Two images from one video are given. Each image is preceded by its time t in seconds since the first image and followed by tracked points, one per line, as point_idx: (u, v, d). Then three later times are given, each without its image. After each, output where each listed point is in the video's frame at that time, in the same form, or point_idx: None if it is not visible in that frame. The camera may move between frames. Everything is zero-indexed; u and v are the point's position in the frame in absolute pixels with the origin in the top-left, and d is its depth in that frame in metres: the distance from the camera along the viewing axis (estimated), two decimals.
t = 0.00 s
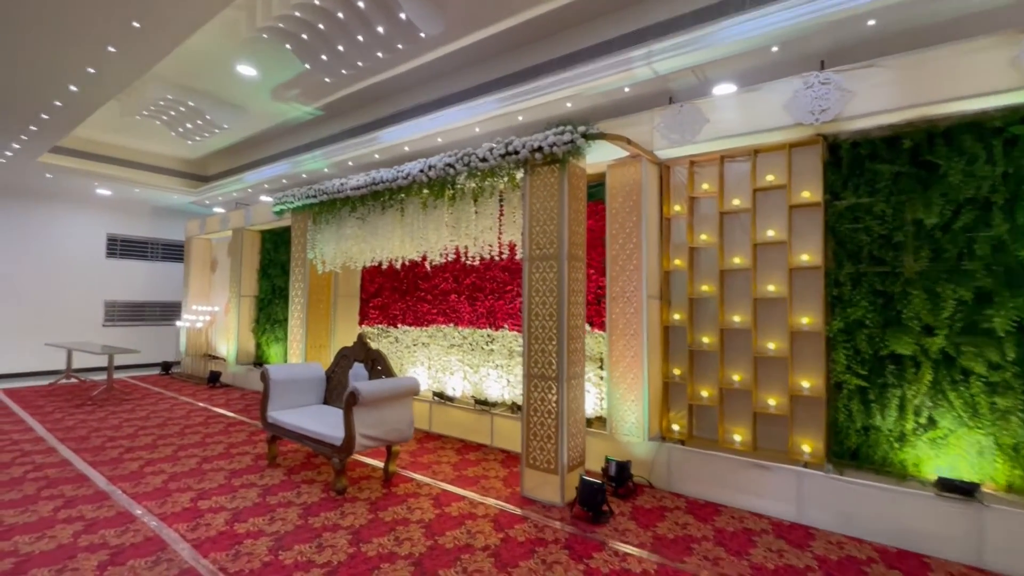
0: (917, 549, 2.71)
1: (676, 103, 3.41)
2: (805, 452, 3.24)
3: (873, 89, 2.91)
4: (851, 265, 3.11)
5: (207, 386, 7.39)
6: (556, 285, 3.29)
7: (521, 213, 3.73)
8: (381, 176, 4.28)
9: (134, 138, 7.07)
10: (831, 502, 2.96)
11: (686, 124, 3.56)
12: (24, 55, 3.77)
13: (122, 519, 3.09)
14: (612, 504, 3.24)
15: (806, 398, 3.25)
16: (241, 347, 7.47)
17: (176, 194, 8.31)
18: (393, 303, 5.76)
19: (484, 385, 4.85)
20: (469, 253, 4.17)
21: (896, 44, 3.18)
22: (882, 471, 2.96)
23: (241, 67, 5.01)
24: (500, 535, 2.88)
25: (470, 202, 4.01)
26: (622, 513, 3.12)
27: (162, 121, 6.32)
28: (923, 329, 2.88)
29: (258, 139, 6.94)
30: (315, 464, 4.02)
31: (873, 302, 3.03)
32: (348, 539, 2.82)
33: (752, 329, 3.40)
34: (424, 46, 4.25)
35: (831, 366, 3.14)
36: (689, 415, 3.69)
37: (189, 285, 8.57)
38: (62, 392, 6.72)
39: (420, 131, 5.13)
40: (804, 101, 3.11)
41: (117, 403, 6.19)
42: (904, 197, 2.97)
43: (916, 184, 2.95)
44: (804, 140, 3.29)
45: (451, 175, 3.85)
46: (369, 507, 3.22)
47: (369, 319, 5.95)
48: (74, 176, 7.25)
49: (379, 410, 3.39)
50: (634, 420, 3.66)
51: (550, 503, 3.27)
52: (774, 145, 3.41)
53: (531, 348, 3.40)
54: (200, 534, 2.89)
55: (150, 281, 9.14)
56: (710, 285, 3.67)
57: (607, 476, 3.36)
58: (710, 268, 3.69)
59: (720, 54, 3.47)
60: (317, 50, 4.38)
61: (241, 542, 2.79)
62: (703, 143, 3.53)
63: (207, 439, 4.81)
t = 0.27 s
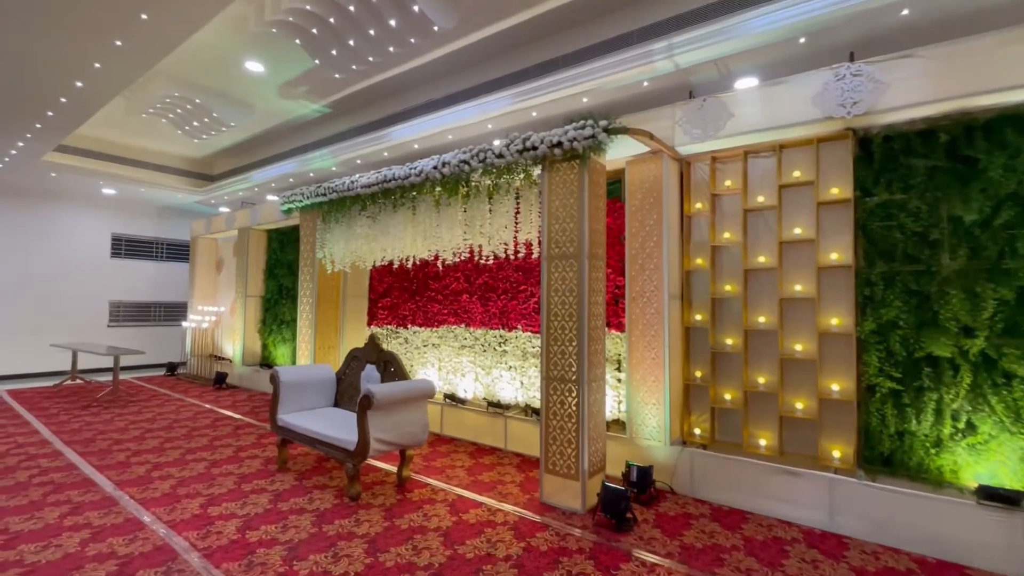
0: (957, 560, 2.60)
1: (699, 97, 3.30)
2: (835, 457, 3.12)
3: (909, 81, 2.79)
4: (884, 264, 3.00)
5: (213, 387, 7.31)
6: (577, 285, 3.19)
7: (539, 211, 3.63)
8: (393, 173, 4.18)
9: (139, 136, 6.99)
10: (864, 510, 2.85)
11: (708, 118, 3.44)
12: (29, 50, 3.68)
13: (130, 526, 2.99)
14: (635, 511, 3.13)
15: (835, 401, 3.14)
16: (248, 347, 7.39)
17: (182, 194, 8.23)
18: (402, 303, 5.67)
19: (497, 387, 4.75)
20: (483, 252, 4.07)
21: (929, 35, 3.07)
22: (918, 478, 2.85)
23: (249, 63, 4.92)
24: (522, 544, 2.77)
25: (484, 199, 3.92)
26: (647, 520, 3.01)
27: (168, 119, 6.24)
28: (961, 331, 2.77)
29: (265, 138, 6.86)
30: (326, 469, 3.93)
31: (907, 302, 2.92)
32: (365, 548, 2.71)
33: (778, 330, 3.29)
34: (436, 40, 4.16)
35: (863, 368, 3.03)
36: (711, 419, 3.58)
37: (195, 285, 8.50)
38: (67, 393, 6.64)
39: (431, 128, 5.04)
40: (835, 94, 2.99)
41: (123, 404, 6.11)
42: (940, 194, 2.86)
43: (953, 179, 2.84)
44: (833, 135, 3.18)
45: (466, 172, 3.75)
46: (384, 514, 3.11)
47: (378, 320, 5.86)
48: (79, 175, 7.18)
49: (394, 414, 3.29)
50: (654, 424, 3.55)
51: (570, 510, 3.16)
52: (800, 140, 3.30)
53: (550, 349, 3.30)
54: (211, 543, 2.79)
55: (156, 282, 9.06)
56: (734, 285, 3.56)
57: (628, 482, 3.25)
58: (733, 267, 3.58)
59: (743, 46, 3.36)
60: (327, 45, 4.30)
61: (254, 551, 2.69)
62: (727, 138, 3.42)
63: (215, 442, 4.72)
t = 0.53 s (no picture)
0: (997, 567, 2.51)
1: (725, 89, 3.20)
2: (864, 460, 3.04)
3: (946, 72, 2.70)
4: (916, 262, 2.91)
5: (216, 387, 7.20)
6: (599, 282, 3.10)
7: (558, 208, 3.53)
8: (406, 168, 4.08)
9: (142, 132, 6.88)
10: (897, 515, 2.77)
11: (733, 111, 3.35)
12: (32, 40, 3.57)
13: (140, 532, 2.88)
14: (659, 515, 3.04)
15: (864, 403, 3.06)
16: (252, 346, 7.29)
17: (184, 190, 8.12)
18: (411, 301, 5.57)
19: (509, 387, 4.66)
20: (498, 250, 3.98)
21: (962, 26, 2.99)
22: (952, 482, 2.77)
23: (257, 56, 4.82)
24: (547, 550, 2.67)
25: (500, 195, 3.82)
26: (672, 525, 2.93)
27: (171, 113, 6.13)
28: (999, 330, 2.68)
29: (269, 133, 6.74)
30: (337, 471, 3.83)
31: (941, 300, 2.84)
32: (385, 555, 2.62)
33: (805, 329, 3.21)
34: (450, 32, 4.07)
35: (894, 369, 2.95)
36: (734, 420, 3.50)
37: (197, 283, 8.39)
38: (68, 393, 6.53)
39: (441, 123, 4.94)
40: (867, 87, 2.91)
41: (126, 404, 6.00)
42: (976, 189, 2.77)
43: (989, 174, 2.75)
44: (863, 129, 3.10)
45: (481, 167, 3.66)
46: (402, 519, 3.01)
47: (385, 318, 5.76)
48: (80, 171, 7.06)
49: (410, 415, 3.20)
50: (676, 425, 3.47)
51: (592, 514, 3.07)
52: (828, 134, 3.22)
53: (570, 349, 3.21)
54: (225, 550, 2.69)
55: (157, 280, 8.94)
56: (757, 283, 3.48)
57: (651, 485, 3.17)
58: (756, 264, 3.50)
59: (770, 38, 3.27)
60: (338, 37, 4.20)
61: (270, 558, 2.59)
62: (752, 133, 3.33)
63: (222, 443, 4.62)
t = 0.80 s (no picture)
0: None
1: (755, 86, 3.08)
2: (897, 469, 2.96)
3: (989, 69, 2.61)
4: (954, 265, 2.83)
5: (222, 387, 7.11)
6: (625, 285, 3.01)
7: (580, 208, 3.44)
8: (421, 166, 3.98)
9: (147, 129, 6.79)
10: (934, 527, 2.68)
11: (761, 108, 3.25)
12: (41, 33, 3.47)
13: (153, 541, 2.78)
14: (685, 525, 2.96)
15: (898, 410, 2.98)
16: (258, 346, 7.20)
17: (189, 188, 8.03)
18: (422, 302, 5.48)
19: (524, 390, 4.57)
20: (516, 250, 3.89)
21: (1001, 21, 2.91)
22: (992, 493, 2.68)
23: (267, 52, 4.72)
24: (574, 562, 2.58)
25: (519, 194, 3.73)
26: (701, 536, 2.85)
27: (178, 110, 6.04)
28: None
29: (276, 130, 6.64)
30: (351, 476, 3.73)
31: (981, 305, 2.75)
32: (408, 567, 2.52)
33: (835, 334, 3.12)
34: (468, 27, 3.98)
35: (930, 376, 2.86)
36: (759, 426, 3.41)
37: (202, 281, 8.30)
38: (73, 393, 6.44)
39: (455, 120, 4.85)
40: (905, 84, 2.81)
41: (132, 405, 5.91)
42: (1019, 191, 2.69)
43: None
44: (897, 128, 3.01)
45: (501, 165, 3.56)
46: (422, 528, 2.92)
47: (395, 319, 5.67)
48: (84, 169, 6.97)
49: (429, 420, 3.11)
50: (700, 431, 3.38)
51: (617, 523, 2.98)
52: (860, 133, 3.12)
53: (594, 353, 3.12)
54: (242, 561, 2.58)
55: (161, 278, 8.85)
56: (784, 286, 3.39)
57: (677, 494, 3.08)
58: (783, 266, 3.41)
59: (800, 34, 3.17)
60: (352, 32, 4.11)
61: (289, 570, 2.49)
62: (781, 132, 3.24)
63: (231, 446, 4.53)
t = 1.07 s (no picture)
0: None
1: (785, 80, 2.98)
2: (932, 475, 2.86)
3: None
4: (995, 263, 2.73)
5: (230, 385, 7.03)
6: (652, 283, 2.91)
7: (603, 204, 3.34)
8: (438, 161, 3.90)
9: (156, 125, 6.73)
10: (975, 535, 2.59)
11: (791, 102, 3.15)
12: (51, 22, 3.37)
13: (165, 545, 2.61)
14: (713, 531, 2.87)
15: (934, 413, 2.88)
16: (266, 344, 7.13)
17: (198, 185, 7.97)
18: (434, 300, 5.41)
19: (540, 391, 4.48)
20: (535, 247, 3.80)
21: None
22: None
23: (279, 45, 4.65)
24: (603, 569, 2.48)
25: (538, 190, 3.63)
26: (730, 543, 2.76)
27: (188, 105, 5.97)
28: None
29: (286, 126, 6.57)
30: (367, 477, 3.62)
31: None
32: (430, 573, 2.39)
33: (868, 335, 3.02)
34: (485, 19, 3.89)
35: (969, 378, 2.76)
36: (786, 429, 3.31)
37: (210, 279, 8.24)
38: (81, 391, 6.36)
39: (469, 116, 4.77)
40: (945, 75, 2.71)
41: (141, 403, 5.83)
42: None
43: None
44: (934, 122, 2.91)
45: (521, 160, 3.47)
46: (442, 532, 2.79)
47: (406, 317, 5.59)
48: (93, 165, 6.93)
49: (448, 421, 3.03)
50: (726, 434, 3.29)
51: (643, 529, 2.88)
52: (894, 127, 3.03)
53: (618, 354, 3.03)
54: (259, 566, 2.42)
55: (168, 275, 8.80)
56: (812, 285, 3.30)
57: (703, 499, 3.00)
58: (812, 265, 3.31)
59: (833, 25, 3.07)
60: (367, 24, 4.03)
61: None
62: (811, 126, 3.14)
63: (243, 445, 4.38)
